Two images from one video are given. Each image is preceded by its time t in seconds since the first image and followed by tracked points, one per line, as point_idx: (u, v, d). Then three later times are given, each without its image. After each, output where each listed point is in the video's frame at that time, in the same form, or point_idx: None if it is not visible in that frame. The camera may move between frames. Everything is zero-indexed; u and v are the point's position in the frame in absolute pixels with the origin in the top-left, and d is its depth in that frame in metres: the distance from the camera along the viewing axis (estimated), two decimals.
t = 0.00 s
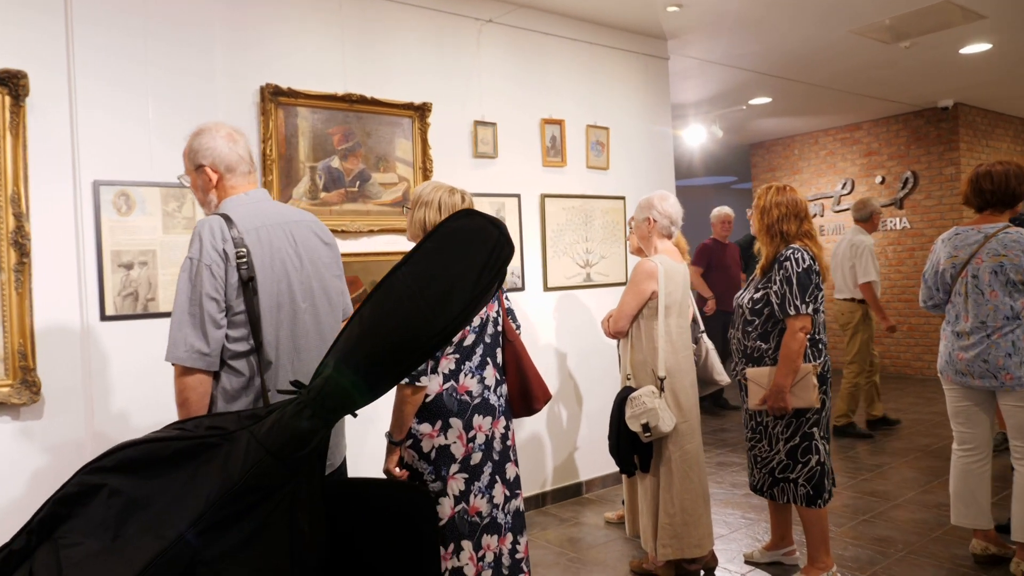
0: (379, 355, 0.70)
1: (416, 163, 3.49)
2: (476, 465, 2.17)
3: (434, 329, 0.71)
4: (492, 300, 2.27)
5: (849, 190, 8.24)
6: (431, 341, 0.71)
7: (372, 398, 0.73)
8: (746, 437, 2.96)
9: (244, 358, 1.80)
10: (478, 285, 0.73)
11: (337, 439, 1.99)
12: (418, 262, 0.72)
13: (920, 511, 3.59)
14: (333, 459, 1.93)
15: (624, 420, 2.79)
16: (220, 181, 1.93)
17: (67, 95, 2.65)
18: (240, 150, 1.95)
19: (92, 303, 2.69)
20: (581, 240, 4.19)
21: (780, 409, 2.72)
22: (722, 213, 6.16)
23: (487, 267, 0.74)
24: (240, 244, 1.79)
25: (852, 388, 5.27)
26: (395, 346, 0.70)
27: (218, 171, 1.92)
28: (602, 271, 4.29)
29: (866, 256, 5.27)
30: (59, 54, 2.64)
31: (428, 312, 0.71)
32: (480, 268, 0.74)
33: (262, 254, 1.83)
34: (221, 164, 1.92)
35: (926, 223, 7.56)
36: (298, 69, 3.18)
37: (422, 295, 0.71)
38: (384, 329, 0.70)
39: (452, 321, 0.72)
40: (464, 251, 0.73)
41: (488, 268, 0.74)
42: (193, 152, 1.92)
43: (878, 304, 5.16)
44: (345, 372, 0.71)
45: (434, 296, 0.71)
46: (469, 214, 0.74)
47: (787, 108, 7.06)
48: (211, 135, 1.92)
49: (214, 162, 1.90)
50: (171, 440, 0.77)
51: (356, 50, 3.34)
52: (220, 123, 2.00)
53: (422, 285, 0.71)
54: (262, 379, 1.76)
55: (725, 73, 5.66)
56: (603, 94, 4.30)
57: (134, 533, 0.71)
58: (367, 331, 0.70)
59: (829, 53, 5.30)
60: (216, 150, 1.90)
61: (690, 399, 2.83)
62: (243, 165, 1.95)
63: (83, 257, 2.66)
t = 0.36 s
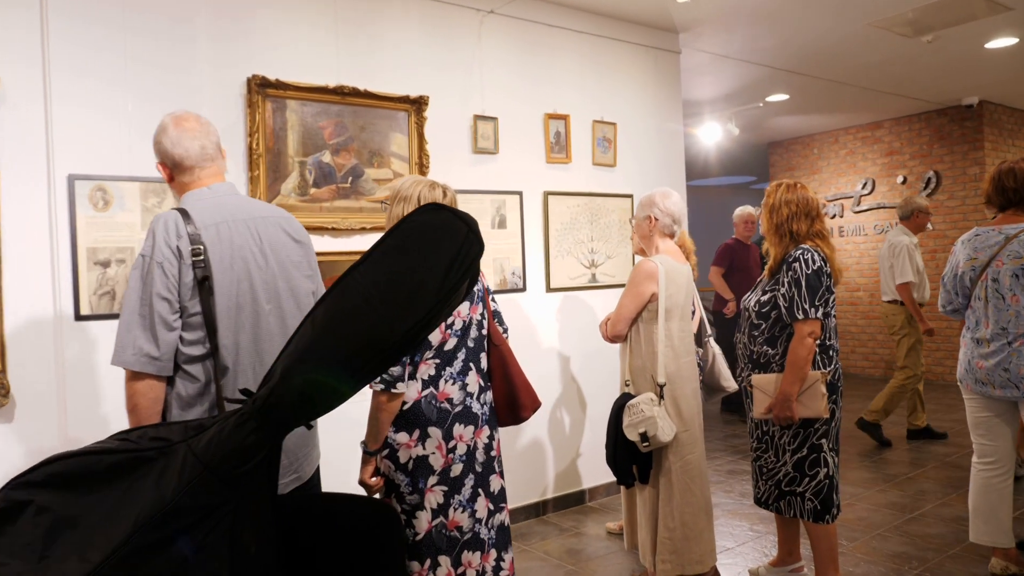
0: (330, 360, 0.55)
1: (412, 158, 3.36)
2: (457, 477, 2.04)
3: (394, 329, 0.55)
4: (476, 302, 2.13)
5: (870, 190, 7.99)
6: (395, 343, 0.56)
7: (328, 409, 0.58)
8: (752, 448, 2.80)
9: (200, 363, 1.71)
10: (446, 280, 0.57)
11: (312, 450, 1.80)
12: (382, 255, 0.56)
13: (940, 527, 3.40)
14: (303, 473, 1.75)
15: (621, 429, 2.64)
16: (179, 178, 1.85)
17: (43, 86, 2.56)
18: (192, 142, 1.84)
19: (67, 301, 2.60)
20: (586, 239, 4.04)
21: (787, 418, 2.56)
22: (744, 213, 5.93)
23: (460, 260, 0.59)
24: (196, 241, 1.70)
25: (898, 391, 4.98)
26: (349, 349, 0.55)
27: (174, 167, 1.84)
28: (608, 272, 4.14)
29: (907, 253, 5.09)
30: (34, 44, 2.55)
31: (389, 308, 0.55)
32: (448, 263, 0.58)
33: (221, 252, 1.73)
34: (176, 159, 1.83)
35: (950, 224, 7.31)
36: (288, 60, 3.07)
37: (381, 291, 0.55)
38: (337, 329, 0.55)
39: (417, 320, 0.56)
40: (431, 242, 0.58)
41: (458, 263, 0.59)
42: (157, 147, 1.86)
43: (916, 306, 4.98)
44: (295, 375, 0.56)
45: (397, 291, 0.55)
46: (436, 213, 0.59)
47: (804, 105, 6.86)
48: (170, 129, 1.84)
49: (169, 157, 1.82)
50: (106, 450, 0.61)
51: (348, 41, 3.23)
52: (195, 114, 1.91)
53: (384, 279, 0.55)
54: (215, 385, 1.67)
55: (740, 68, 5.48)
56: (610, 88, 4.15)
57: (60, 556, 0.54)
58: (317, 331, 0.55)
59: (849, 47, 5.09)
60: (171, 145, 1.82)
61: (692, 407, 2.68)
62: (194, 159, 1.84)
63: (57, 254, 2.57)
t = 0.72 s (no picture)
0: (272, 356, 0.50)
1: (402, 147, 3.24)
2: (431, 483, 1.91)
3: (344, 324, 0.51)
4: (452, 296, 2.00)
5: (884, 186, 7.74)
6: (342, 338, 0.51)
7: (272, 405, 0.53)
8: (753, 454, 2.64)
9: (147, 356, 1.60)
10: (397, 271, 0.52)
11: (276, 458, 1.73)
12: (335, 244, 0.50)
13: (951, 537, 3.24)
14: (258, 481, 1.67)
15: (613, 432, 2.50)
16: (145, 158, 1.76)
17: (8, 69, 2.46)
18: (149, 121, 1.71)
19: (32, 293, 2.50)
20: (584, 233, 3.90)
21: (790, 423, 2.41)
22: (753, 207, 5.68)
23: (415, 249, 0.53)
24: (145, 226, 1.58)
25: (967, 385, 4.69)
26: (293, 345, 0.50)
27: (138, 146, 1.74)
28: (607, 267, 3.99)
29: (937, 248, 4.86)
30: None
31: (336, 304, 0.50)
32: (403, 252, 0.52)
33: (171, 240, 1.60)
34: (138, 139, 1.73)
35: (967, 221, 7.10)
36: (271, 43, 2.95)
37: (330, 285, 0.50)
38: (281, 325, 0.49)
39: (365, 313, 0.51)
40: (387, 230, 0.52)
41: (413, 251, 0.53)
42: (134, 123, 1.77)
43: (937, 303, 4.82)
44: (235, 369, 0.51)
45: (348, 285, 0.50)
46: (396, 193, 0.52)
47: (815, 99, 6.67)
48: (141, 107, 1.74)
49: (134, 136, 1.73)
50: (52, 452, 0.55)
51: (335, 24, 3.10)
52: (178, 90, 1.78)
53: (333, 272, 0.50)
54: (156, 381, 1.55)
55: (749, 57, 5.30)
56: (611, 76, 3.99)
57: None
58: (258, 332, 0.49)
59: (863, 36, 4.91)
60: (136, 123, 1.72)
61: (688, 409, 2.53)
62: (151, 140, 1.72)
63: (22, 245, 2.47)
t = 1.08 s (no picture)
0: (191, 382, 0.33)
1: (392, 134, 3.11)
2: (405, 492, 1.78)
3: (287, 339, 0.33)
4: (430, 291, 1.86)
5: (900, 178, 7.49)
6: (285, 353, 0.34)
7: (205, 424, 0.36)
8: (757, 459, 2.49)
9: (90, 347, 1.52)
10: (358, 270, 0.33)
11: (232, 467, 1.69)
12: (267, 246, 0.32)
13: (969, 546, 3.07)
14: (209, 490, 1.64)
15: (608, 436, 2.36)
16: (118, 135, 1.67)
17: None
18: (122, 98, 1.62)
19: None
20: (584, 225, 3.75)
21: (796, 428, 2.26)
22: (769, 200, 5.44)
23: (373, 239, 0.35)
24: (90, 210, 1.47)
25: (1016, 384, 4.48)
26: (225, 371, 0.33)
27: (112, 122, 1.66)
28: (609, 260, 3.85)
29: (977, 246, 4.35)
30: None
31: (279, 323, 0.32)
32: (359, 238, 0.33)
33: (117, 228, 1.48)
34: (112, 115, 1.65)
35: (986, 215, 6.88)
36: (253, 24, 2.82)
37: (265, 298, 0.32)
38: (209, 344, 0.32)
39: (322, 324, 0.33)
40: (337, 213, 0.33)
41: (377, 241, 0.34)
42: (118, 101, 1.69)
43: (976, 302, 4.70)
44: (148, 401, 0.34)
45: (292, 295, 0.32)
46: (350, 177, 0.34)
47: (828, 88, 6.48)
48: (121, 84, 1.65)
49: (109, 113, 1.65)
50: None
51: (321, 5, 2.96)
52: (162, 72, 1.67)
53: (274, 283, 0.32)
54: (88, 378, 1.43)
55: (760, 44, 5.12)
56: (614, 62, 3.84)
57: None
58: (184, 330, 0.32)
59: (879, 22, 4.72)
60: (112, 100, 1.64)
61: (688, 411, 2.39)
62: (121, 117, 1.62)
63: None
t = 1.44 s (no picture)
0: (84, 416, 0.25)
1: (378, 127, 2.98)
2: (371, 510, 1.67)
3: (205, 363, 0.26)
4: (401, 293, 1.73)
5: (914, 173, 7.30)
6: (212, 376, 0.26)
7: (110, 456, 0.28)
8: (757, 471, 2.34)
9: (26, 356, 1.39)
10: (296, 284, 0.24)
11: (185, 486, 1.61)
12: (179, 258, 0.24)
13: (986, 561, 2.91)
14: (157, 511, 1.57)
15: (598, 446, 2.22)
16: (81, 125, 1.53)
17: None
18: (87, 89, 1.48)
19: None
20: (583, 222, 3.61)
21: (798, 439, 2.12)
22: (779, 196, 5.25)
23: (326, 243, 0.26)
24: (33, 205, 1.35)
25: None
26: (129, 396, 0.25)
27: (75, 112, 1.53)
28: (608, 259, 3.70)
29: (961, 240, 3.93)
30: None
31: (186, 355, 0.25)
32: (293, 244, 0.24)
33: (63, 227, 1.37)
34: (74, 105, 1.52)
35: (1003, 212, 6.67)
36: (231, 12, 2.69)
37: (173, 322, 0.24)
38: (104, 367, 0.24)
39: (251, 340, 0.26)
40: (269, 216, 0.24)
41: (318, 247, 0.25)
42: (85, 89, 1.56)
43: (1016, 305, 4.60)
44: (32, 453, 0.26)
45: (209, 319, 0.24)
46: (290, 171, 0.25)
47: (840, 80, 6.30)
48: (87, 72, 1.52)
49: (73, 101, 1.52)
50: None
51: None
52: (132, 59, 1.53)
53: (182, 303, 0.24)
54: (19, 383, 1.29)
55: (769, 35, 4.95)
56: (614, 52, 3.69)
57: None
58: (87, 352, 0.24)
59: (892, 10, 4.54)
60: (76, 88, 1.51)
61: (683, 421, 2.25)
62: (82, 107, 1.49)
63: None
